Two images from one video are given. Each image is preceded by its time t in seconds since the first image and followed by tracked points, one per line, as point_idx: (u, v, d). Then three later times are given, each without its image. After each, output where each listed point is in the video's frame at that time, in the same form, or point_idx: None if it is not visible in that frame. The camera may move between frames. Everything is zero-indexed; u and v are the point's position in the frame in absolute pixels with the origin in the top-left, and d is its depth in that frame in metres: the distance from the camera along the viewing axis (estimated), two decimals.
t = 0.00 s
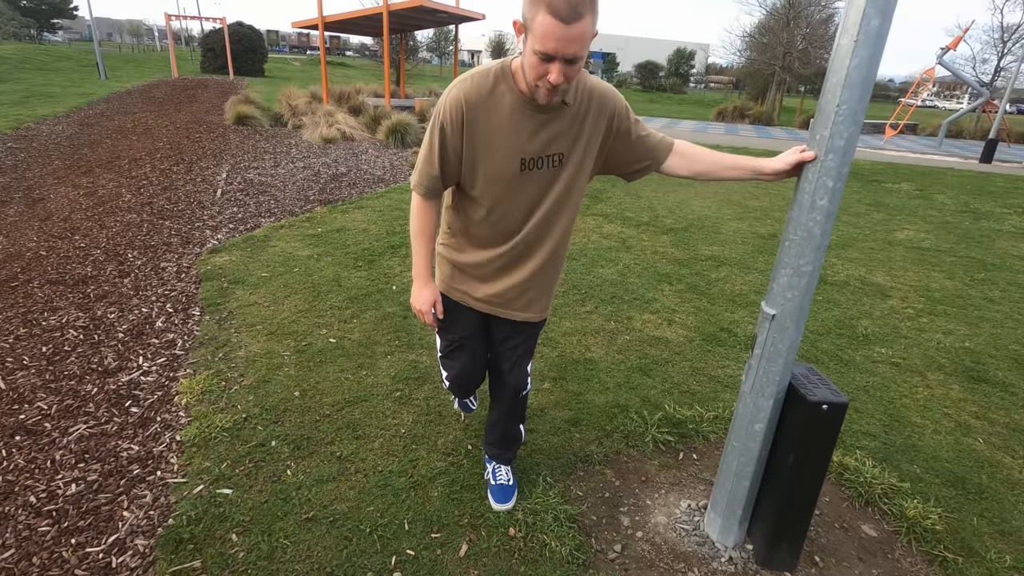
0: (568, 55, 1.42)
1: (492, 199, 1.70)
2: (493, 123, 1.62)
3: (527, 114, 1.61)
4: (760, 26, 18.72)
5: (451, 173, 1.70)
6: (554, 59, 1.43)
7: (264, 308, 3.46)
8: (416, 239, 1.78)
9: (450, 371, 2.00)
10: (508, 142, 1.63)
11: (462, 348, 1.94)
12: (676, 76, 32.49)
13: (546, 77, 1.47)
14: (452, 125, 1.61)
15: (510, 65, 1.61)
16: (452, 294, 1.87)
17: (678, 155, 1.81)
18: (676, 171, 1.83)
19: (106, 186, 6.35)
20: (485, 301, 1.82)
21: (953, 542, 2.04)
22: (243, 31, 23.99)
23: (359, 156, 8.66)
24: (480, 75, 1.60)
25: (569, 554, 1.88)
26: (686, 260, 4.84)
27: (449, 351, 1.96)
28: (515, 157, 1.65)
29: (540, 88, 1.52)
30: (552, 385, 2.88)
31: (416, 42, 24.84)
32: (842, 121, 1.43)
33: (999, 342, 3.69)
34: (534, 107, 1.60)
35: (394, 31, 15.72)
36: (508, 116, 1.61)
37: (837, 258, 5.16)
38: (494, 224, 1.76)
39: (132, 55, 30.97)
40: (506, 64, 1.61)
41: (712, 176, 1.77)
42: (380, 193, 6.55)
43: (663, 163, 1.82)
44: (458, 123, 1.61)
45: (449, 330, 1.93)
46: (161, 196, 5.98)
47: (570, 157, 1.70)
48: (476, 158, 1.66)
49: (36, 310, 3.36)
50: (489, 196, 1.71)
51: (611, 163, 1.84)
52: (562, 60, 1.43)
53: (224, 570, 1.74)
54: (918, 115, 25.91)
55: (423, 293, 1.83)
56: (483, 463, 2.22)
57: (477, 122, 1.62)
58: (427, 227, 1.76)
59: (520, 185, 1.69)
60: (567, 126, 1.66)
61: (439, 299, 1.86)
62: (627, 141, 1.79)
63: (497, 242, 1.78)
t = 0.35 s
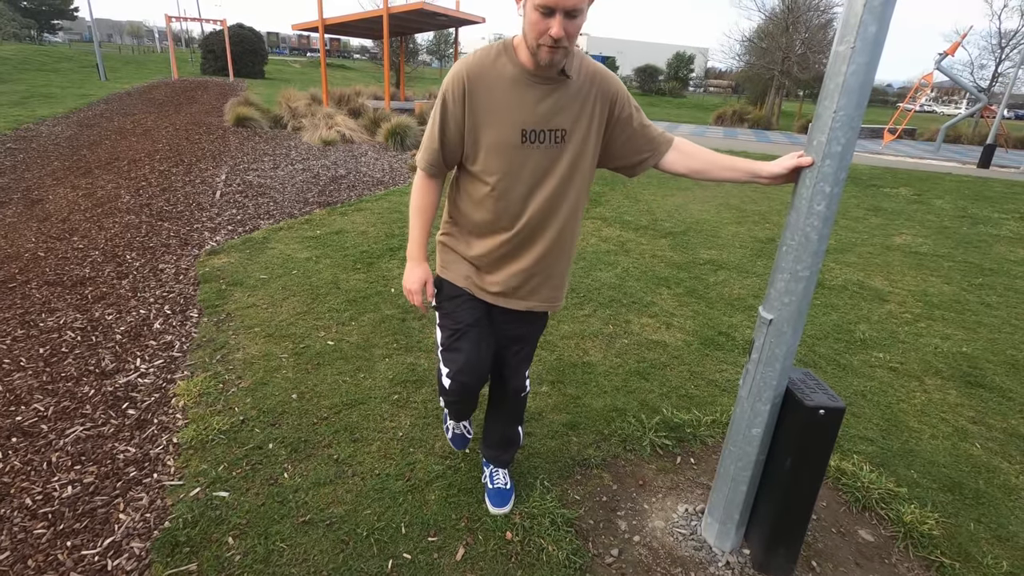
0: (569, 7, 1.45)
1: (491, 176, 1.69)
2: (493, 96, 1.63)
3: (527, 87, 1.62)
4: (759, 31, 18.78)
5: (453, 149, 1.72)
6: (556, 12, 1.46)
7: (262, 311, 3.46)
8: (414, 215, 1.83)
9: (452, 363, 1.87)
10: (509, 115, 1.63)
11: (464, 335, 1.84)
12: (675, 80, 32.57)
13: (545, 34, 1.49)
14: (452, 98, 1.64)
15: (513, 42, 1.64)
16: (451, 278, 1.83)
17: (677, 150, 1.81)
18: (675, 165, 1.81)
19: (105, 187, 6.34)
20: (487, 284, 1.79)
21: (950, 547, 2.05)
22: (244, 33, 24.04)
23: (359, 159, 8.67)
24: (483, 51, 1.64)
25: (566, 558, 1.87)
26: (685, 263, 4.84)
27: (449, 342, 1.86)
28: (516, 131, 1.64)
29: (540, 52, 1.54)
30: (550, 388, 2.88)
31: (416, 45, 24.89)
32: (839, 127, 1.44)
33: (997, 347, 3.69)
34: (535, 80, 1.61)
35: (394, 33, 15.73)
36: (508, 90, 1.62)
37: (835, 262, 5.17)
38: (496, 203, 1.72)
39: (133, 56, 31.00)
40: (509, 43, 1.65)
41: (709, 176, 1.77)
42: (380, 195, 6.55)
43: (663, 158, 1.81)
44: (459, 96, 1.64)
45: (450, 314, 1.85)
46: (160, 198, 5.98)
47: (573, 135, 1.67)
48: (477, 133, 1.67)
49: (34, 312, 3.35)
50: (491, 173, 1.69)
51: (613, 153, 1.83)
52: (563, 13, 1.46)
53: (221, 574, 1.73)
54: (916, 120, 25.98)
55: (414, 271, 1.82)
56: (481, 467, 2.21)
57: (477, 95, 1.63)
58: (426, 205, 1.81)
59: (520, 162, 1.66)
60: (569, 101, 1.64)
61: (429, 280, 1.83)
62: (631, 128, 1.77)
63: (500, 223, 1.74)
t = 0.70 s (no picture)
0: None
1: (492, 162, 1.69)
2: (496, 85, 1.67)
3: (528, 75, 1.65)
4: (758, 36, 18.85)
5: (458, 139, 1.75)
6: None
7: (260, 313, 3.45)
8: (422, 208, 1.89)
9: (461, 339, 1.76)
10: (510, 101, 1.65)
11: (475, 314, 1.77)
12: (674, 83, 32.64)
13: (546, 12, 1.56)
14: (455, 88, 1.69)
15: (516, 35, 1.70)
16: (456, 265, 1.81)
17: (677, 148, 1.81)
18: (674, 163, 1.81)
19: (103, 188, 6.34)
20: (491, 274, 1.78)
21: (948, 551, 2.05)
22: (244, 36, 24.08)
23: (358, 161, 8.67)
24: (487, 45, 1.70)
25: (565, 561, 1.87)
26: (683, 267, 4.85)
27: (458, 320, 1.77)
28: (517, 117, 1.65)
29: (540, 34, 1.58)
30: (549, 391, 2.88)
31: (415, 48, 24.92)
32: (838, 131, 1.44)
33: (994, 351, 3.70)
34: (536, 69, 1.65)
35: (394, 36, 15.75)
36: (510, 78, 1.66)
37: (833, 266, 5.18)
38: (498, 191, 1.72)
39: (132, 58, 31.01)
40: (512, 36, 1.71)
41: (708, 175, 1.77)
42: (378, 198, 6.56)
43: (665, 155, 1.82)
44: (464, 86, 1.69)
45: (459, 293, 1.79)
46: (158, 200, 5.97)
47: (574, 122, 1.67)
48: (480, 121, 1.70)
49: (31, 313, 3.34)
50: (494, 161, 1.69)
51: (616, 147, 1.83)
52: None
53: None
54: (914, 123, 26.06)
55: (417, 261, 1.85)
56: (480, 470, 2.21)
57: (480, 84, 1.67)
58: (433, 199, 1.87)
59: (521, 148, 1.67)
60: (570, 89, 1.66)
61: (433, 270, 1.86)
62: (632, 121, 1.79)
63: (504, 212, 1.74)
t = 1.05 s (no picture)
0: None
1: (492, 159, 1.69)
2: (495, 83, 1.67)
3: (528, 73, 1.65)
4: (756, 40, 18.91)
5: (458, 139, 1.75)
6: None
7: (259, 316, 3.45)
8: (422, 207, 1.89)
9: (467, 324, 1.68)
10: (510, 99, 1.65)
11: (482, 301, 1.71)
12: (672, 87, 32.74)
13: (547, 9, 1.58)
14: (456, 87, 1.70)
15: (516, 37, 1.71)
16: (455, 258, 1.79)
17: (675, 149, 1.81)
18: (672, 164, 1.80)
19: (101, 192, 6.33)
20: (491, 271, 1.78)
21: (947, 556, 2.04)
22: (243, 39, 24.13)
23: (357, 164, 8.68)
24: (488, 46, 1.72)
25: (563, 566, 1.87)
26: (682, 270, 4.85)
27: (465, 304, 1.70)
28: (517, 115, 1.65)
29: (541, 31, 1.59)
30: (547, 395, 2.87)
31: (414, 51, 24.98)
32: (835, 136, 1.45)
33: (993, 355, 3.70)
34: (536, 68, 1.66)
35: (393, 40, 15.79)
36: (510, 77, 1.66)
37: (831, 270, 5.19)
38: (498, 189, 1.72)
39: (131, 61, 31.06)
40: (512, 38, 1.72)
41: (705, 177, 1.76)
42: (377, 201, 6.56)
43: (662, 155, 1.82)
44: (464, 86, 1.69)
45: (466, 278, 1.73)
46: (157, 203, 5.96)
47: (574, 120, 1.67)
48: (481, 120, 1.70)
49: (29, 317, 3.33)
50: (494, 158, 1.69)
51: (614, 147, 1.84)
52: None
53: None
54: (911, 127, 26.17)
55: (416, 258, 1.82)
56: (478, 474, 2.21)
57: (480, 83, 1.68)
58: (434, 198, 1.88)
59: (521, 145, 1.67)
60: (569, 87, 1.67)
61: (431, 267, 1.83)
62: (630, 122, 1.80)
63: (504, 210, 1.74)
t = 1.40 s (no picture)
0: None
1: (491, 160, 1.69)
2: (495, 86, 1.67)
3: (527, 76, 1.65)
4: (754, 44, 18.97)
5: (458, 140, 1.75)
6: None
7: (257, 320, 3.44)
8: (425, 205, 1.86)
9: (463, 324, 1.67)
10: (510, 100, 1.65)
11: (479, 301, 1.70)
12: (671, 91, 32.82)
13: (545, 14, 1.58)
14: (456, 89, 1.70)
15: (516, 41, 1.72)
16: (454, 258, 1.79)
17: (673, 152, 1.81)
18: (670, 166, 1.80)
19: (100, 195, 6.32)
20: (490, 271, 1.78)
21: (947, 559, 2.04)
22: (242, 43, 24.17)
23: (356, 167, 8.69)
24: (488, 49, 1.72)
25: (562, 571, 1.86)
26: (681, 274, 4.85)
27: (462, 304, 1.70)
28: (516, 117, 1.65)
29: (540, 36, 1.60)
30: (546, 399, 2.87)
31: (413, 55, 25.02)
32: (834, 140, 1.45)
33: (992, 358, 3.70)
34: (535, 70, 1.65)
35: (392, 44, 15.82)
36: (510, 78, 1.66)
37: (830, 273, 5.19)
38: (497, 190, 1.72)
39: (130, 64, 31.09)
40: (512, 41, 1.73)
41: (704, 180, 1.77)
42: (376, 204, 6.56)
43: (661, 158, 1.82)
44: (464, 89, 1.70)
45: (464, 279, 1.73)
46: (155, 206, 5.96)
47: (573, 122, 1.67)
48: (480, 121, 1.70)
49: (26, 321, 3.32)
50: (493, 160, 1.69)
51: (613, 151, 1.83)
52: None
53: None
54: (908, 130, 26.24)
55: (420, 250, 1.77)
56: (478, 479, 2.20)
57: (480, 85, 1.68)
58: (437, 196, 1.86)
59: (521, 147, 1.67)
60: (569, 89, 1.66)
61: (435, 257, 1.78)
62: (629, 126, 1.80)
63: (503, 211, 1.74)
